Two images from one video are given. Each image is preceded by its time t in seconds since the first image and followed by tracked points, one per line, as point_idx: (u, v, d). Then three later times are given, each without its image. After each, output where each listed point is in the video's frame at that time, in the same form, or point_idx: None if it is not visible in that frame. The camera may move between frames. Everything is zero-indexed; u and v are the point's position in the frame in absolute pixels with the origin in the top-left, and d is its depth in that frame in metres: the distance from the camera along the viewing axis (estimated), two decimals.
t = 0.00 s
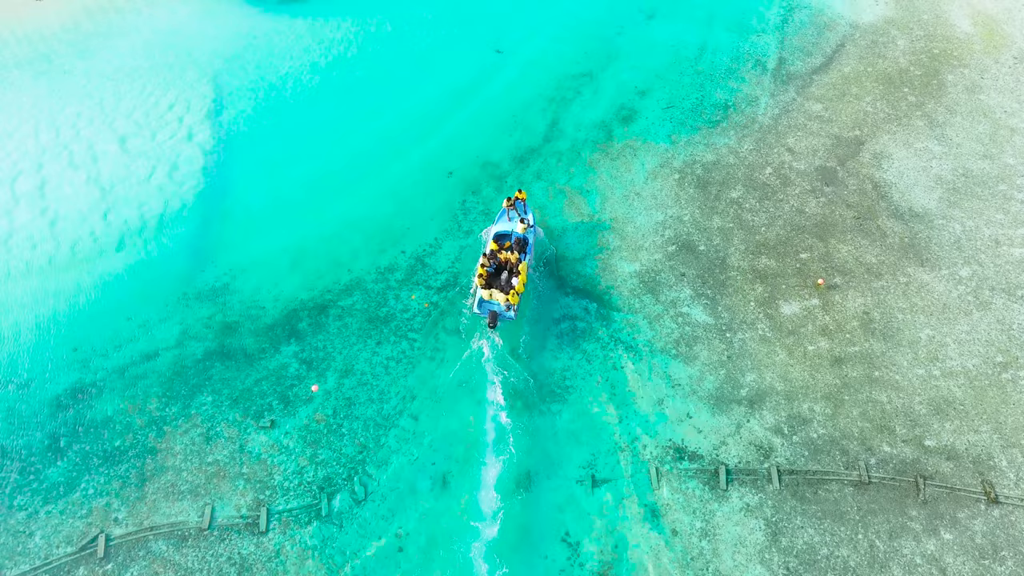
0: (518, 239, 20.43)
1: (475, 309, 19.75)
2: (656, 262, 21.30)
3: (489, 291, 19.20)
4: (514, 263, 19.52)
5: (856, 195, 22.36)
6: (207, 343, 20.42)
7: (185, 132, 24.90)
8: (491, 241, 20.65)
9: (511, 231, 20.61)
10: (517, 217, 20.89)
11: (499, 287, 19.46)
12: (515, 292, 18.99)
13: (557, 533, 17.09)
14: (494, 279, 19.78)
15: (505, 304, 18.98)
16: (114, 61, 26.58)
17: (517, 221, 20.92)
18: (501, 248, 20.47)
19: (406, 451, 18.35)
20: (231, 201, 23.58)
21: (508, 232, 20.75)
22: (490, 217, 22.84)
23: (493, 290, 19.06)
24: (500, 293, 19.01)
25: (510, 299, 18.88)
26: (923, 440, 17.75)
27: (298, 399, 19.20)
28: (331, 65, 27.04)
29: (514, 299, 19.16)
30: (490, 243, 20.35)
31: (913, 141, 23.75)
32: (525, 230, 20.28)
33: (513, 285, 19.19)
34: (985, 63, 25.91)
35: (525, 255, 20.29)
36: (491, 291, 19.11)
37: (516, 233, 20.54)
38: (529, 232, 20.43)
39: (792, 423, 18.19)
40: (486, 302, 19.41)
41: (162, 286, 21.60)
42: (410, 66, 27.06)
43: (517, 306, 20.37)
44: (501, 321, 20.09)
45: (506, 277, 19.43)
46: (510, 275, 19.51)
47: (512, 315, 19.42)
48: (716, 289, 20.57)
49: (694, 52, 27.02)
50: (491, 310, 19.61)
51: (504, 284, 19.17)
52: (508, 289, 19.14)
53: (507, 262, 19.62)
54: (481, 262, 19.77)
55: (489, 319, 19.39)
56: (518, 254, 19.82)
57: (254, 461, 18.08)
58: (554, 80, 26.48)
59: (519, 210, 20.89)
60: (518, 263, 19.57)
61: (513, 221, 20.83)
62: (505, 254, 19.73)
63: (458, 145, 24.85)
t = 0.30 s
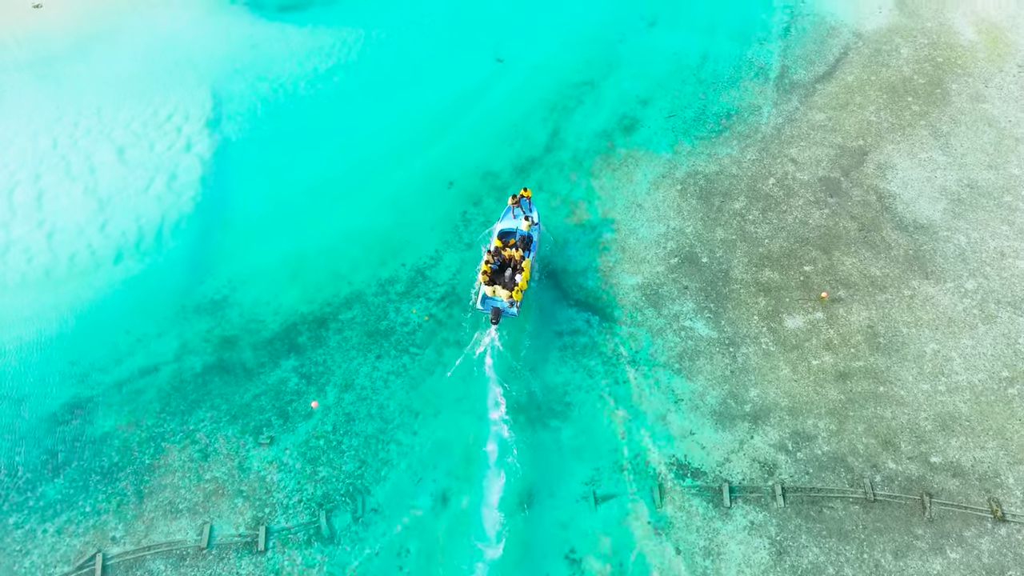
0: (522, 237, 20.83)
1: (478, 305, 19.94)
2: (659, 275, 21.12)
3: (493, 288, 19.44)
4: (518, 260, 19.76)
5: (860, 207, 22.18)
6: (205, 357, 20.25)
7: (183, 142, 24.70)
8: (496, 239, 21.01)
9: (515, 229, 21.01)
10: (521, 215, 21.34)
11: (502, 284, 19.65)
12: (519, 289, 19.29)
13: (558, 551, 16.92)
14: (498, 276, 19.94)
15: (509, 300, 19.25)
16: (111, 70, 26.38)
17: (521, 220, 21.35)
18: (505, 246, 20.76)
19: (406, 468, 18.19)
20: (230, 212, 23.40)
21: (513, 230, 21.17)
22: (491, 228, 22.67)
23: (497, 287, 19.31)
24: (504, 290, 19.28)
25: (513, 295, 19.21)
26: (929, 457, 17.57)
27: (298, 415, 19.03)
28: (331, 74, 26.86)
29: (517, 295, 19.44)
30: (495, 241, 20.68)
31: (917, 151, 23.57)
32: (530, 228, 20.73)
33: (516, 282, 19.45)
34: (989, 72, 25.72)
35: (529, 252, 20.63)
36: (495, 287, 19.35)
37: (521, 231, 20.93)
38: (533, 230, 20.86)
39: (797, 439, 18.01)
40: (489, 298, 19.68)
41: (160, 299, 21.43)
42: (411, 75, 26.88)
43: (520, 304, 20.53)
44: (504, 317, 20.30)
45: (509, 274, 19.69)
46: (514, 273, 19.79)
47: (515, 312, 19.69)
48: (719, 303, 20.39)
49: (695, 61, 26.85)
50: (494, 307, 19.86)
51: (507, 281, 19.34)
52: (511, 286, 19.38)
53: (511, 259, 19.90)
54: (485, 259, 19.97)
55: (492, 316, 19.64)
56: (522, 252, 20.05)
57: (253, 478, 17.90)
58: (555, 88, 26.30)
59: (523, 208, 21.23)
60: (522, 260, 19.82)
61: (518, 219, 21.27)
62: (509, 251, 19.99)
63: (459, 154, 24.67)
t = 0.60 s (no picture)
0: (527, 236, 20.95)
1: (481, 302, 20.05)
2: (661, 286, 20.98)
3: (496, 285, 19.51)
4: (522, 257, 19.76)
5: (863, 217, 22.04)
6: (205, 369, 20.13)
7: (183, 151, 24.57)
8: (500, 237, 21.07)
9: (520, 227, 21.06)
10: (526, 214, 21.35)
11: (506, 281, 19.67)
12: (522, 287, 19.38)
13: (560, 569, 16.80)
14: (501, 274, 19.91)
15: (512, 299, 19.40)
16: (110, 78, 26.25)
17: (526, 218, 21.34)
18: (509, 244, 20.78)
19: (407, 483, 18.06)
20: (230, 223, 23.27)
21: (517, 227, 21.22)
22: (492, 238, 22.55)
23: (501, 284, 19.39)
24: (507, 287, 19.40)
25: (517, 294, 19.33)
26: (933, 472, 17.43)
27: (298, 429, 18.91)
28: (331, 82, 26.70)
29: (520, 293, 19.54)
30: (500, 239, 20.76)
31: (921, 160, 23.43)
32: (534, 227, 20.88)
33: (520, 280, 19.52)
34: (993, 80, 25.58)
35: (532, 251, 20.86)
36: (498, 284, 19.42)
37: (525, 229, 21.04)
38: (538, 229, 21.01)
39: (800, 455, 17.89)
40: (492, 296, 19.79)
41: (159, 311, 21.31)
42: (411, 83, 26.73)
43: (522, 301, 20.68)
44: (506, 314, 20.49)
45: (513, 272, 19.73)
46: (517, 271, 19.86)
47: (517, 309, 19.86)
48: (722, 315, 20.26)
49: (697, 68, 26.71)
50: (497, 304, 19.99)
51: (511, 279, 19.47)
52: (515, 284, 19.45)
53: (515, 257, 19.90)
54: (489, 256, 19.95)
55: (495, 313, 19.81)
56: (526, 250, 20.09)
57: (252, 494, 17.79)
58: (556, 97, 26.15)
59: (528, 206, 21.29)
60: (526, 258, 19.84)
61: (522, 217, 21.27)
62: (513, 249, 19.98)
63: (459, 164, 24.53)
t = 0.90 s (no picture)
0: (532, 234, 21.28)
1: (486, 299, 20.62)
2: (663, 300, 20.88)
3: (500, 284, 19.98)
4: (526, 256, 20.33)
5: (866, 230, 21.93)
6: (205, 385, 20.02)
7: (182, 163, 24.47)
8: (506, 235, 21.68)
9: (525, 226, 21.59)
10: (531, 212, 21.85)
11: (510, 280, 20.33)
12: (526, 285, 19.90)
13: None
14: (506, 272, 20.63)
15: (516, 297, 19.89)
16: (110, 90, 26.19)
17: (531, 217, 21.86)
18: (515, 243, 21.39)
19: (408, 501, 17.95)
20: (230, 236, 23.20)
21: (523, 227, 21.77)
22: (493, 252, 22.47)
23: (505, 283, 19.90)
24: (511, 286, 19.88)
25: (521, 292, 19.85)
26: (937, 490, 17.31)
27: (298, 446, 18.81)
28: (332, 93, 26.63)
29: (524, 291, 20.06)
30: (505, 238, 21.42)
31: (923, 172, 23.33)
32: (539, 226, 21.12)
33: (524, 278, 20.15)
34: (996, 90, 25.46)
35: (537, 250, 20.97)
36: (503, 282, 19.94)
37: (530, 229, 21.49)
38: (543, 228, 21.29)
39: (803, 472, 17.78)
40: (497, 293, 20.21)
41: (159, 325, 21.24)
42: (412, 94, 26.65)
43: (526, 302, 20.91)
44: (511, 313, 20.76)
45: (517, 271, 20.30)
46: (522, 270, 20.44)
47: (521, 307, 20.20)
48: (725, 329, 20.16)
49: (699, 79, 26.61)
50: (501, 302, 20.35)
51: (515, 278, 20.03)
52: (519, 282, 20.05)
53: (519, 256, 20.45)
54: (494, 255, 20.71)
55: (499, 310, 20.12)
56: (530, 249, 20.63)
57: (252, 512, 17.69)
58: (557, 107, 26.06)
59: (533, 206, 21.67)
60: (531, 257, 20.39)
61: (528, 216, 21.83)
62: (517, 249, 20.53)
63: (460, 175, 24.45)
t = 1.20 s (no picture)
0: (536, 235, 21.43)
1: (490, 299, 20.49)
2: (665, 314, 20.85)
3: (505, 283, 19.76)
4: (531, 256, 20.35)
5: (868, 243, 21.88)
6: (206, 399, 19.98)
7: (183, 174, 24.40)
8: (511, 235, 21.59)
9: (530, 227, 21.58)
10: (536, 214, 21.95)
11: (514, 279, 20.19)
12: (530, 284, 19.80)
13: None
14: (510, 271, 20.54)
15: (520, 296, 19.76)
16: (110, 100, 26.17)
17: (536, 218, 21.93)
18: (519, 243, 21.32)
19: (409, 517, 17.90)
20: (230, 248, 23.14)
21: (527, 227, 21.75)
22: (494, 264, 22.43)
23: (510, 282, 19.66)
24: (516, 285, 19.65)
25: (525, 291, 19.73)
26: (940, 507, 17.24)
27: (299, 461, 18.77)
28: (332, 103, 26.57)
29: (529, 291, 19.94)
30: (510, 238, 21.33)
31: (925, 184, 23.28)
32: (544, 227, 21.40)
33: (528, 278, 20.10)
34: (998, 100, 25.41)
35: (541, 250, 21.19)
36: (507, 282, 19.70)
37: (535, 229, 21.55)
38: (547, 229, 21.52)
39: (805, 489, 17.74)
40: (501, 293, 20.07)
41: (159, 339, 21.20)
42: (412, 104, 26.59)
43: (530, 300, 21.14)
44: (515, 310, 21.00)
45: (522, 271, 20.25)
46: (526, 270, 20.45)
47: (525, 307, 20.35)
48: (726, 343, 20.13)
49: (700, 88, 26.58)
50: (505, 301, 20.48)
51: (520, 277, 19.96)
52: (523, 282, 19.89)
53: (524, 256, 20.46)
54: (499, 255, 20.56)
55: (503, 309, 20.41)
56: (535, 249, 20.84)
57: (253, 528, 17.65)
58: (558, 117, 26.01)
59: (538, 207, 21.89)
60: (535, 257, 20.44)
61: (532, 217, 21.85)
62: (523, 248, 20.54)
63: (461, 187, 24.40)
